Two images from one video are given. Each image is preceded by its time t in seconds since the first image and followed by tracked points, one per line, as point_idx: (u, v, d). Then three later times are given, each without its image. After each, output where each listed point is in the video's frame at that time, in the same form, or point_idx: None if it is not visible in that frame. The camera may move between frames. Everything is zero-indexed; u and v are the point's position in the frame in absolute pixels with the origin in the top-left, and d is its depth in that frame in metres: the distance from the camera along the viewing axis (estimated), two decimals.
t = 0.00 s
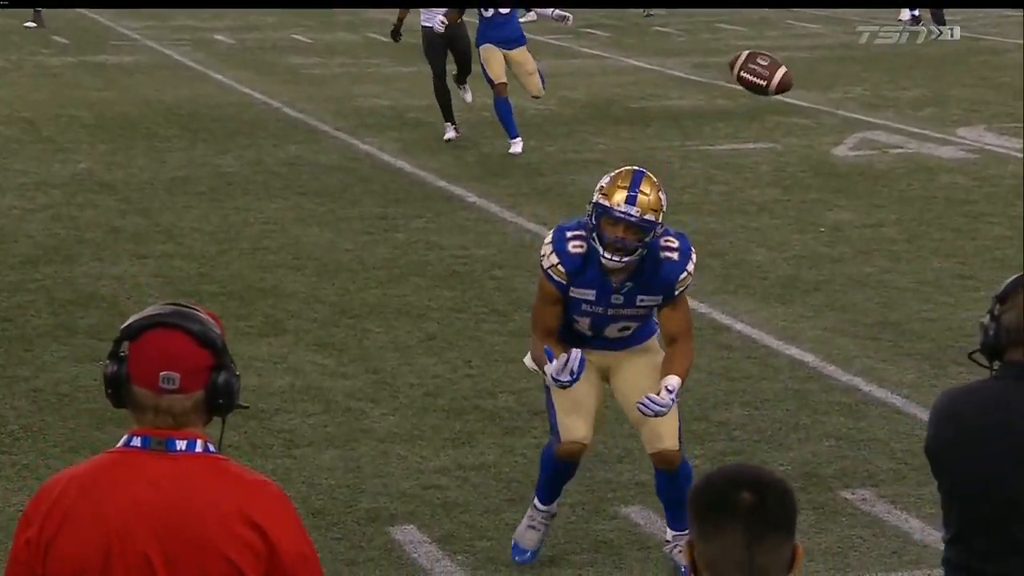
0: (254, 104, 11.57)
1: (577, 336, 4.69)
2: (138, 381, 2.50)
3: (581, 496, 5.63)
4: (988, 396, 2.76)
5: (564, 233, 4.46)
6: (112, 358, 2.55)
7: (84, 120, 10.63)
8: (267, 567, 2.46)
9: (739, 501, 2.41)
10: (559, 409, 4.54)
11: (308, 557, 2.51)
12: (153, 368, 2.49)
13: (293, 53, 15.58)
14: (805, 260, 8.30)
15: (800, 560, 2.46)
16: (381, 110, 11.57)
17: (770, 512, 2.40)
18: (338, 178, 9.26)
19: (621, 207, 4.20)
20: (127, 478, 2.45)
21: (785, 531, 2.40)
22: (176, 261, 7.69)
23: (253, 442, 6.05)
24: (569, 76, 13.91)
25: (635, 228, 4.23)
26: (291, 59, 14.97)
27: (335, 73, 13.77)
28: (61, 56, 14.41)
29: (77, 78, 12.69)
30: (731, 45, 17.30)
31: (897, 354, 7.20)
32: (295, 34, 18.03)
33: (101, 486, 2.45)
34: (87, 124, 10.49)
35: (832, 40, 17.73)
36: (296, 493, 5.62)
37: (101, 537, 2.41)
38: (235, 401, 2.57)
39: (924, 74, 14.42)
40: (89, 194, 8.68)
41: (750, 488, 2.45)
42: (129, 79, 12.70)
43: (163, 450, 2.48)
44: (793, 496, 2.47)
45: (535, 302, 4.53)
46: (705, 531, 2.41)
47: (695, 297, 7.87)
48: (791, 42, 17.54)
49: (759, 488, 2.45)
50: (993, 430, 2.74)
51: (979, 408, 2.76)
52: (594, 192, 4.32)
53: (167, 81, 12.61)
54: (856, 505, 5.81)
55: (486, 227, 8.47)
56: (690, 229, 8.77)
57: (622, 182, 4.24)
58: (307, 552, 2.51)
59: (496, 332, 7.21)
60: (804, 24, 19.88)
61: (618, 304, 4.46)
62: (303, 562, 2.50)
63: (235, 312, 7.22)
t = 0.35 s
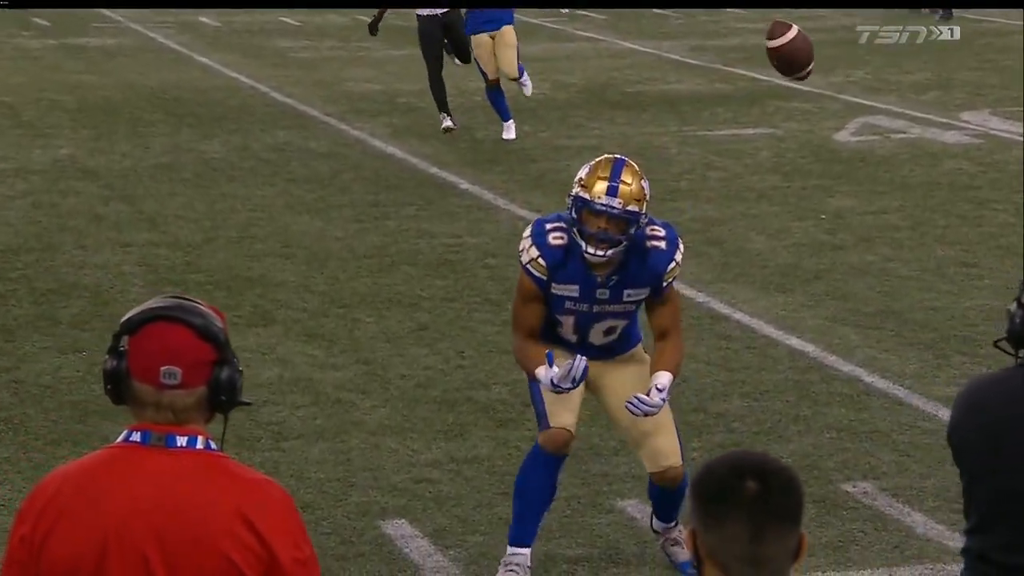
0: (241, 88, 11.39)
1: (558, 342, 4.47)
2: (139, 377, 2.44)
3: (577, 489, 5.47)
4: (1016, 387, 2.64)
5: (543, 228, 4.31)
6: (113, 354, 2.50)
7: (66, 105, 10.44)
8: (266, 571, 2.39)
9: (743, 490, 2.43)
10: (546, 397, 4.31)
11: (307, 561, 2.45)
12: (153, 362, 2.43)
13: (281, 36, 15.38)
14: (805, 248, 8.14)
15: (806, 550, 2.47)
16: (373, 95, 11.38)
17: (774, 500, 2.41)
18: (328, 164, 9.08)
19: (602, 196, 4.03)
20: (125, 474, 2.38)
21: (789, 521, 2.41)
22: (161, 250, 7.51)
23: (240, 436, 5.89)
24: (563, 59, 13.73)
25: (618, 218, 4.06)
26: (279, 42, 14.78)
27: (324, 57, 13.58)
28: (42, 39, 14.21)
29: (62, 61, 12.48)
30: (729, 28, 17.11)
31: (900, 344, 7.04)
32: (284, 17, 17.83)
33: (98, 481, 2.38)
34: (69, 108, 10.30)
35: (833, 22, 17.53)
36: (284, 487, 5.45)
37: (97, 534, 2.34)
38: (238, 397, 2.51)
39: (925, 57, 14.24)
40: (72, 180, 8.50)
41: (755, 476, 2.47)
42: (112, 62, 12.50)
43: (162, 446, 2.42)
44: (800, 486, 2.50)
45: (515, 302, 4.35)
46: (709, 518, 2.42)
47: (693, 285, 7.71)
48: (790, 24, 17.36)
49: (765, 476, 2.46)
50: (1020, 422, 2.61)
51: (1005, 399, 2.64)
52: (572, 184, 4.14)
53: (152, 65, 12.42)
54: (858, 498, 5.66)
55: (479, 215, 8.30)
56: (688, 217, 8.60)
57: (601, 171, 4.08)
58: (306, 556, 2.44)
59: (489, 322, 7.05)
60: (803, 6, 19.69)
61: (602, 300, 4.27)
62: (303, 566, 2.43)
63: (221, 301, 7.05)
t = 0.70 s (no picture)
0: (224, 72, 11.19)
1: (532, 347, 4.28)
2: (134, 367, 2.48)
3: (569, 483, 5.30)
4: None
5: (518, 214, 4.17)
6: (105, 341, 2.54)
7: (43, 89, 10.24)
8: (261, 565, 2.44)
9: (747, 483, 2.46)
10: (521, 436, 4.07)
11: (303, 558, 2.50)
12: (148, 350, 2.47)
13: (266, 19, 15.14)
14: (803, 236, 7.97)
15: (807, 543, 2.51)
16: (360, 79, 11.18)
17: (777, 494, 2.45)
18: (315, 151, 8.90)
19: (580, 170, 3.94)
20: (119, 465, 2.42)
21: (792, 514, 2.45)
22: (142, 238, 7.33)
23: (223, 429, 5.73)
24: (555, 43, 13.53)
25: (598, 194, 3.96)
26: (264, 25, 14.55)
27: (310, 41, 13.36)
28: (19, 21, 13.97)
29: (42, 45, 12.25)
30: (724, 9, 16.89)
31: (901, 335, 6.89)
32: None
33: (92, 471, 2.42)
34: (47, 93, 10.10)
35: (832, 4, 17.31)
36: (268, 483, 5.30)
37: (91, 525, 2.38)
38: (233, 387, 2.55)
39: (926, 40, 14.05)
40: (50, 166, 8.31)
41: (760, 468, 2.50)
42: (92, 46, 12.28)
43: (157, 437, 2.46)
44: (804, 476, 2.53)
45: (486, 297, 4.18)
46: (712, 511, 2.45)
47: (688, 274, 7.55)
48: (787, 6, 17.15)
49: (770, 469, 2.49)
50: None
51: None
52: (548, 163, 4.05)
53: (132, 49, 12.20)
54: (857, 493, 5.55)
55: (470, 202, 8.13)
56: (683, 204, 8.43)
57: (577, 146, 4.00)
58: (300, 553, 2.49)
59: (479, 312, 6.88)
60: None
61: (581, 289, 4.13)
62: (297, 563, 2.48)
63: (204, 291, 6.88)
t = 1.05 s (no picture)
0: (209, 56, 10.97)
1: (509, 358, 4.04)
2: (127, 357, 2.40)
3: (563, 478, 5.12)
4: None
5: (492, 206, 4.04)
6: (94, 331, 2.44)
7: (21, 72, 10.01)
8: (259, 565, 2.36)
9: (751, 473, 2.44)
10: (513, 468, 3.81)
11: (304, 555, 2.40)
12: (140, 338, 2.38)
13: None
14: (804, 224, 7.78)
15: (814, 536, 2.49)
16: (349, 63, 10.96)
17: (781, 484, 2.43)
18: (302, 136, 8.69)
19: (559, 146, 3.90)
20: (112, 459, 2.34)
21: (797, 504, 2.43)
22: (123, 227, 7.13)
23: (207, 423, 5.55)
24: (550, 26, 13.31)
25: (580, 169, 3.89)
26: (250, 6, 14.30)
27: (297, 23, 13.13)
28: None
29: (23, 26, 12.01)
30: None
31: (904, 326, 6.71)
32: None
33: (84, 467, 2.33)
34: (25, 76, 9.87)
35: None
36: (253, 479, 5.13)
37: (82, 523, 2.30)
38: (228, 379, 2.46)
39: (930, 20, 13.84)
40: (27, 152, 8.10)
41: (763, 460, 2.48)
42: (72, 28, 12.04)
43: (150, 429, 2.38)
44: (809, 468, 2.51)
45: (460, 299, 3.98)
46: (713, 501, 2.43)
47: (684, 263, 7.36)
48: None
49: (773, 461, 2.48)
50: None
51: None
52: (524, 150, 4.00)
53: (114, 31, 11.96)
54: (859, 488, 5.41)
55: (462, 190, 7.93)
56: (681, 191, 8.24)
57: (554, 128, 3.96)
58: (302, 550, 2.39)
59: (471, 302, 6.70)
60: None
61: (564, 279, 3.98)
62: (299, 560, 2.39)
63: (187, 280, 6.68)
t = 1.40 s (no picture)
0: (198, 37, 10.74)
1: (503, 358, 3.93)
2: (123, 350, 2.35)
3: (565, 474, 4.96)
4: None
5: (483, 204, 3.88)
6: (88, 324, 2.40)
7: (5, 53, 9.79)
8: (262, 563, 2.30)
9: (758, 468, 2.38)
10: (500, 469, 3.68)
11: (310, 553, 2.34)
12: (136, 330, 2.34)
13: None
14: (811, 211, 7.59)
15: (823, 530, 2.43)
16: (344, 45, 10.74)
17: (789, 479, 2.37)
18: (295, 120, 8.49)
19: (551, 123, 3.78)
20: (109, 455, 2.29)
21: (804, 501, 2.37)
22: (111, 213, 6.93)
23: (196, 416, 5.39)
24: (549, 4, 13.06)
25: (575, 145, 3.79)
26: None
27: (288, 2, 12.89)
28: None
29: (9, 2, 11.73)
30: None
31: (914, 315, 6.55)
32: None
33: (80, 464, 2.29)
34: (9, 58, 9.65)
35: None
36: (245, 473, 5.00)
37: (80, 524, 2.25)
38: (228, 370, 2.42)
39: None
40: (11, 136, 7.90)
41: (771, 452, 2.41)
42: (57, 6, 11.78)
43: (148, 425, 2.33)
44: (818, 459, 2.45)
45: (454, 302, 3.81)
46: (718, 497, 2.37)
47: (688, 249, 7.17)
48: None
49: (782, 453, 2.41)
50: None
51: None
52: (516, 136, 3.88)
53: (100, 10, 11.71)
54: (867, 482, 5.28)
55: (459, 175, 7.73)
56: (684, 176, 8.05)
57: (546, 110, 3.84)
58: (306, 546, 2.33)
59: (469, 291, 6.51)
60: None
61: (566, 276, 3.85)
62: (303, 558, 2.33)
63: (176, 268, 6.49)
